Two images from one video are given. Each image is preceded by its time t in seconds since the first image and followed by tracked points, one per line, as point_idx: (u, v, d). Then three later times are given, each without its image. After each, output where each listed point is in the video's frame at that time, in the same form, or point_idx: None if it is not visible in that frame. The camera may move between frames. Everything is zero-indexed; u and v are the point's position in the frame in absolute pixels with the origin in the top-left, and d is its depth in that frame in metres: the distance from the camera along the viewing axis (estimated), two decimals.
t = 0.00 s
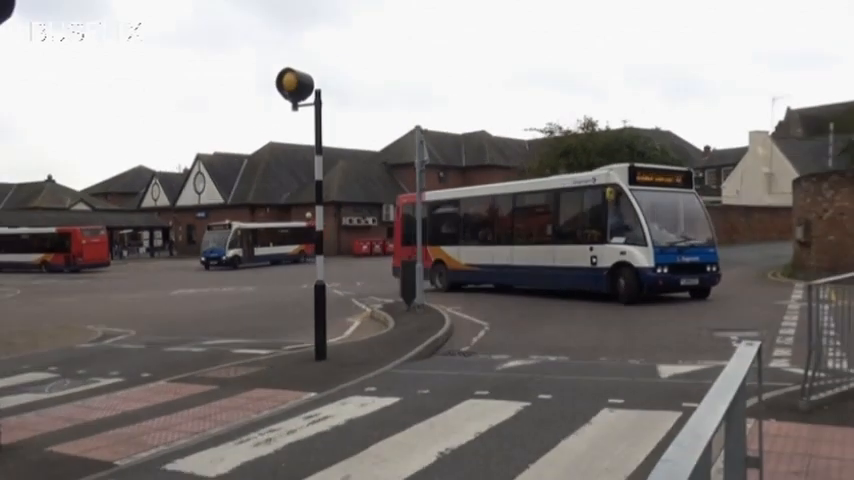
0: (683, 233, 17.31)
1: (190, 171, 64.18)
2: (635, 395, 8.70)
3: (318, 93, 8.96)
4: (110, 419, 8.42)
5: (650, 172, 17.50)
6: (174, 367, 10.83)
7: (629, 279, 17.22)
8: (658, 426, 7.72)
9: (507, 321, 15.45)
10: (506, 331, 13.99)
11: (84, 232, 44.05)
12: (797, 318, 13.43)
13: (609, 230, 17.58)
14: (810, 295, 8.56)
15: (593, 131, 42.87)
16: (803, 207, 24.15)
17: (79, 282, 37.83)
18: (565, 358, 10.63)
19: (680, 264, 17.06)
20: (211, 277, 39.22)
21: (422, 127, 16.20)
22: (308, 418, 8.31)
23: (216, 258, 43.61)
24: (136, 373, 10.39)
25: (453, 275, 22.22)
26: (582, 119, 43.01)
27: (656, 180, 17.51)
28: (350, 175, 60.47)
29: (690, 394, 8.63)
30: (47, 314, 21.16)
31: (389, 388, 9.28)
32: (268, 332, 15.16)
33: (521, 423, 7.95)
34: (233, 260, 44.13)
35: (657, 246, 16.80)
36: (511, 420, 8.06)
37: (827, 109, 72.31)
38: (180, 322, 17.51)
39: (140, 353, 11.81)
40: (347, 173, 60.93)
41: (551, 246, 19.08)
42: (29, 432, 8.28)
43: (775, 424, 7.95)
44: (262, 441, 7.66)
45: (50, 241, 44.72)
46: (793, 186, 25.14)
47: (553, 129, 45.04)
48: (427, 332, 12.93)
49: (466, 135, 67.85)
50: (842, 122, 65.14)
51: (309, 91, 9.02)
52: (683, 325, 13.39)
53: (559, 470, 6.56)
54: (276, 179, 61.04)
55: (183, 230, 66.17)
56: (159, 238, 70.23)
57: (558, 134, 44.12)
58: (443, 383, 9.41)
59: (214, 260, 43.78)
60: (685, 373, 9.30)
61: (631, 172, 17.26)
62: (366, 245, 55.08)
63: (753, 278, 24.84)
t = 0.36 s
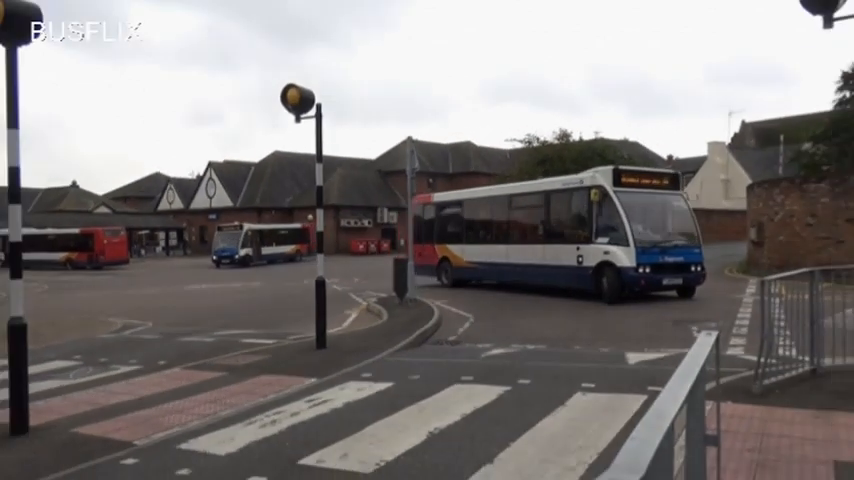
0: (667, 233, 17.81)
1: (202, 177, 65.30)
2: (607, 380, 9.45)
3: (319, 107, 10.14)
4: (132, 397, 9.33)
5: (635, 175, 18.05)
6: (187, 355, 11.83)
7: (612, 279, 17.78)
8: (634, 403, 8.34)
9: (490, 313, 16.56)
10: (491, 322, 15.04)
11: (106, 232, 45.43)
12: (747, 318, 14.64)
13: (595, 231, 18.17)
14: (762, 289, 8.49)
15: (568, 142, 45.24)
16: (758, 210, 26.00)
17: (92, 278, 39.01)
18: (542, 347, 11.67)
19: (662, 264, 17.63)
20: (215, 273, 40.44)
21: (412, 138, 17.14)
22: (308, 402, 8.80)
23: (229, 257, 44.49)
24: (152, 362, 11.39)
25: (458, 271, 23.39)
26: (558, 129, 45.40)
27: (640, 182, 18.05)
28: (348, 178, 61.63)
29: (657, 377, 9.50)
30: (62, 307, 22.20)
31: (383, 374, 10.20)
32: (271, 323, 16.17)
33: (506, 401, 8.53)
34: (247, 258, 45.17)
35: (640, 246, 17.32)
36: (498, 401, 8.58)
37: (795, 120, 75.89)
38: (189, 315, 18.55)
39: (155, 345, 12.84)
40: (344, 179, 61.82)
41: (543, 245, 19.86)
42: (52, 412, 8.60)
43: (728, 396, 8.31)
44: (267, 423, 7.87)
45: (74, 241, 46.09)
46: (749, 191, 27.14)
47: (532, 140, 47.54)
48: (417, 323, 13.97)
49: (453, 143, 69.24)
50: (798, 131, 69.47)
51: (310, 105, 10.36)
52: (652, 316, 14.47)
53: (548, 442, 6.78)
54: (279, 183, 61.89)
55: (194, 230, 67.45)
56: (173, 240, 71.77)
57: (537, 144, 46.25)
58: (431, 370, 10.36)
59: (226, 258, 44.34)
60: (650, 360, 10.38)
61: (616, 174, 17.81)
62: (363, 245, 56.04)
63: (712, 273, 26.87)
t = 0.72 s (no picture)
0: (668, 235, 16.85)
1: (198, 179, 65.09)
2: (599, 378, 9.56)
3: (313, 108, 10.28)
4: (128, 396, 9.37)
5: (633, 173, 17.07)
6: (183, 354, 11.93)
7: (607, 284, 16.84)
8: (623, 400, 8.45)
9: (484, 314, 16.65)
10: (484, 322, 15.16)
11: (102, 233, 45.70)
12: (740, 316, 14.80)
13: (591, 232, 17.26)
14: (750, 289, 8.52)
15: (559, 143, 45.50)
16: (745, 210, 26.32)
17: (87, 278, 38.88)
18: (535, 347, 11.79)
19: (661, 268, 16.66)
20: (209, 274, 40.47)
21: (405, 139, 17.14)
22: (303, 400, 8.94)
23: (231, 257, 44.27)
24: (148, 361, 11.49)
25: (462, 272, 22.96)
26: (549, 131, 45.60)
27: (640, 181, 17.07)
28: (342, 180, 61.66)
29: (647, 375, 9.65)
30: (57, 307, 22.27)
31: (377, 372, 10.31)
32: (266, 323, 16.26)
33: (498, 399, 8.64)
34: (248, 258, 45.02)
35: (635, 250, 16.42)
36: (490, 399, 8.69)
37: (779, 124, 77.04)
38: (184, 314, 18.65)
39: (151, 344, 12.95)
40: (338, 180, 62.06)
41: (541, 247, 19.04)
42: (51, 410, 8.84)
43: (719, 393, 8.30)
44: (262, 421, 7.94)
45: (69, 240, 45.71)
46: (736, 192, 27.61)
47: (523, 142, 47.44)
48: (411, 322, 14.04)
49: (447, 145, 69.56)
50: (781, 134, 70.72)
51: (305, 107, 10.47)
52: (643, 317, 14.58)
53: (539, 440, 6.89)
54: (274, 185, 61.88)
55: (191, 230, 67.37)
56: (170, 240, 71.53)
57: (528, 145, 46.32)
58: (425, 369, 10.45)
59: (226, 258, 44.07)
60: (639, 359, 10.52)
61: (612, 173, 16.90)
62: (357, 245, 56.19)
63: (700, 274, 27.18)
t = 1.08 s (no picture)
0: (670, 235, 15.92)
1: (193, 179, 64.96)
2: (595, 378, 9.56)
3: (309, 109, 10.24)
4: (124, 396, 9.36)
5: (632, 169, 16.16)
6: (179, 354, 11.91)
7: (601, 289, 16.06)
8: (620, 400, 8.46)
9: (480, 314, 16.63)
10: (480, 322, 15.15)
11: (97, 233, 45.59)
12: (736, 317, 14.83)
13: (585, 233, 16.56)
14: (745, 290, 8.53)
15: (555, 143, 45.61)
16: (741, 210, 26.35)
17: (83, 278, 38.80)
18: (531, 347, 11.79)
19: (659, 272, 15.78)
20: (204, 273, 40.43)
21: (401, 139, 17.03)
22: (299, 400, 8.93)
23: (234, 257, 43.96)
24: (144, 361, 11.47)
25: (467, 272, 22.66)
26: (546, 131, 45.68)
27: (639, 179, 16.16)
28: (339, 180, 61.57)
29: (643, 375, 9.64)
30: (53, 307, 22.22)
31: (373, 373, 10.31)
32: (262, 322, 16.25)
33: (495, 399, 8.64)
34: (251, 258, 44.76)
35: (629, 253, 15.60)
36: (487, 399, 8.68)
37: (774, 125, 77.37)
38: (181, 314, 18.64)
39: (147, 344, 12.93)
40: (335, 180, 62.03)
41: (539, 248, 18.56)
42: (46, 410, 8.82)
43: (715, 393, 8.30)
44: (258, 421, 7.93)
45: (65, 240, 45.66)
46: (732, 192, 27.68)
47: (520, 142, 47.51)
48: (407, 323, 14.00)
49: (444, 144, 69.62)
50: (775, 135, 71.11)
51: (301, 107, 10.46)
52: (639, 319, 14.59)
53: (534, 440, 6.90)
54: (271, 185, 61.80)
55: (187, 230, 67.30)
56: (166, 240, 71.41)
57: (525, 145, 46.40)
58: (422, 369, 10.44)
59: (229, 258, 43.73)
60: (635, 359, 10.54)
61: (608, 170, 16.05)
62: (354, 245, 56.13)
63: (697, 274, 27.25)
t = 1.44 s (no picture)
0: (665, 238, 14.99)
1: (190, 179, 64.88)
2: (592, 378, 9.56)
3: (306, 109, 10.21)
4: (121, 397, 9.34)
5: (624, 166, 15.28)
6: (175, 354, 11.90)
7: (589, 295, 15.21)
8: (617, 400, 8.47)
9: (478, 314, 16.62)
10: (477, 322, 15.15)
11: (94, 233, 45.47)
12: (733, 317, 14.84)
13: (574, 235, 15.82)
14: (742, 289, 8.53)
15: (552, 143, 45.69)
16: (737, 210, 26.40)
17: (80, 278, 38.73)
18: (528, 347, 11.78)
19: (651, 277, 14.87)
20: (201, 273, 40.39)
21: (398, 139, 17.00)
22: (296, 400, 8.93)
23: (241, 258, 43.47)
24: (141, 361, 11.46)
25: (472, 273, 22.40)
26: (543, 131, 45.75)
27: (633, 176, 15.26)
28: (335, 180, 61.51)
29: (640, 375, 9.64)
30: (49, 308, 22.17)
31: (370, 373, 10.30)
32: (259, 322, 16.24)
33: (492, 399, 8.63)
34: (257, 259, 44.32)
35: (617, 257, 14.72)
36: (484, 399, 8.69)
37: (770, 125, 77.55)
38: (178, 314, 18.61)
39: (143, 344, 12.91)
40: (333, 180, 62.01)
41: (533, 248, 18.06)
42: (42, 410, 8.80)
43: (712, 393, 8.31)
44: (255, 422, 7.92)
45: (61, 240, 45.56)
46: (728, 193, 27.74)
47: (517, 142, 47.58)
48: (404, 323, 13.98)
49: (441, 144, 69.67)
50: (772, 135, 71.29)
51: (298, 107, 10.46)
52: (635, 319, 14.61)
53: (531, 439, 6.90)
54: (268, 185, 61.75)
55: (184, 230, 67.24)
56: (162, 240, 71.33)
57: (522, 146, 46.45)
58: (419, 369, 10.43)
59: (235, 259, 43.10)
60: (632, 359, 10.54)
61: (597, 168, 15.22)
62: (351, 245, 56.10)
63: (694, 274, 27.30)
